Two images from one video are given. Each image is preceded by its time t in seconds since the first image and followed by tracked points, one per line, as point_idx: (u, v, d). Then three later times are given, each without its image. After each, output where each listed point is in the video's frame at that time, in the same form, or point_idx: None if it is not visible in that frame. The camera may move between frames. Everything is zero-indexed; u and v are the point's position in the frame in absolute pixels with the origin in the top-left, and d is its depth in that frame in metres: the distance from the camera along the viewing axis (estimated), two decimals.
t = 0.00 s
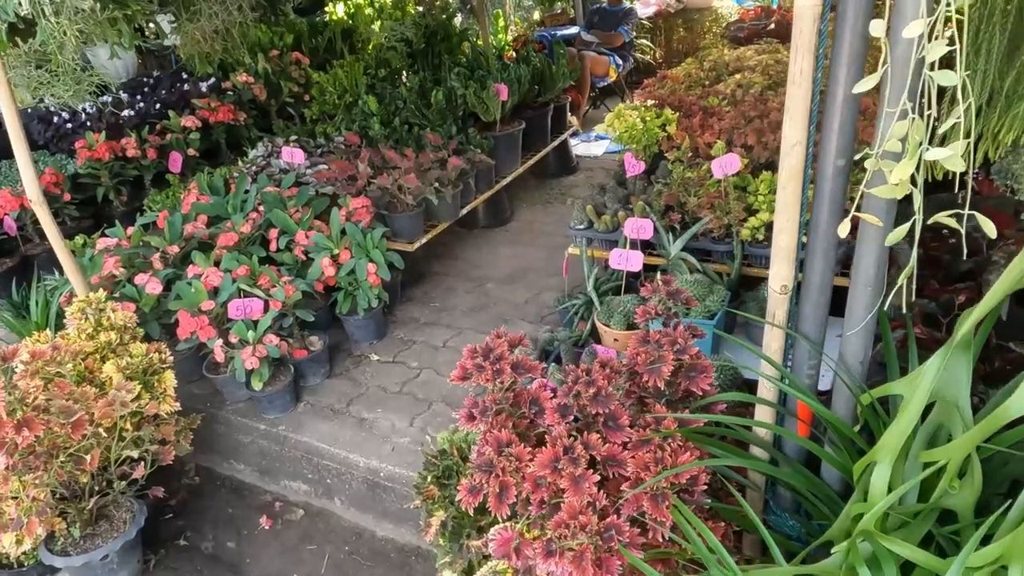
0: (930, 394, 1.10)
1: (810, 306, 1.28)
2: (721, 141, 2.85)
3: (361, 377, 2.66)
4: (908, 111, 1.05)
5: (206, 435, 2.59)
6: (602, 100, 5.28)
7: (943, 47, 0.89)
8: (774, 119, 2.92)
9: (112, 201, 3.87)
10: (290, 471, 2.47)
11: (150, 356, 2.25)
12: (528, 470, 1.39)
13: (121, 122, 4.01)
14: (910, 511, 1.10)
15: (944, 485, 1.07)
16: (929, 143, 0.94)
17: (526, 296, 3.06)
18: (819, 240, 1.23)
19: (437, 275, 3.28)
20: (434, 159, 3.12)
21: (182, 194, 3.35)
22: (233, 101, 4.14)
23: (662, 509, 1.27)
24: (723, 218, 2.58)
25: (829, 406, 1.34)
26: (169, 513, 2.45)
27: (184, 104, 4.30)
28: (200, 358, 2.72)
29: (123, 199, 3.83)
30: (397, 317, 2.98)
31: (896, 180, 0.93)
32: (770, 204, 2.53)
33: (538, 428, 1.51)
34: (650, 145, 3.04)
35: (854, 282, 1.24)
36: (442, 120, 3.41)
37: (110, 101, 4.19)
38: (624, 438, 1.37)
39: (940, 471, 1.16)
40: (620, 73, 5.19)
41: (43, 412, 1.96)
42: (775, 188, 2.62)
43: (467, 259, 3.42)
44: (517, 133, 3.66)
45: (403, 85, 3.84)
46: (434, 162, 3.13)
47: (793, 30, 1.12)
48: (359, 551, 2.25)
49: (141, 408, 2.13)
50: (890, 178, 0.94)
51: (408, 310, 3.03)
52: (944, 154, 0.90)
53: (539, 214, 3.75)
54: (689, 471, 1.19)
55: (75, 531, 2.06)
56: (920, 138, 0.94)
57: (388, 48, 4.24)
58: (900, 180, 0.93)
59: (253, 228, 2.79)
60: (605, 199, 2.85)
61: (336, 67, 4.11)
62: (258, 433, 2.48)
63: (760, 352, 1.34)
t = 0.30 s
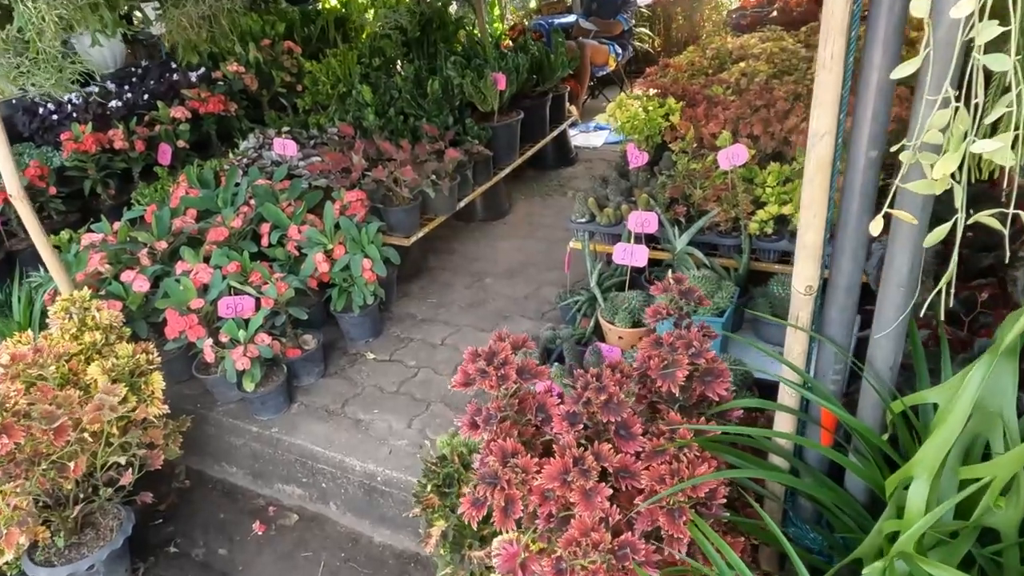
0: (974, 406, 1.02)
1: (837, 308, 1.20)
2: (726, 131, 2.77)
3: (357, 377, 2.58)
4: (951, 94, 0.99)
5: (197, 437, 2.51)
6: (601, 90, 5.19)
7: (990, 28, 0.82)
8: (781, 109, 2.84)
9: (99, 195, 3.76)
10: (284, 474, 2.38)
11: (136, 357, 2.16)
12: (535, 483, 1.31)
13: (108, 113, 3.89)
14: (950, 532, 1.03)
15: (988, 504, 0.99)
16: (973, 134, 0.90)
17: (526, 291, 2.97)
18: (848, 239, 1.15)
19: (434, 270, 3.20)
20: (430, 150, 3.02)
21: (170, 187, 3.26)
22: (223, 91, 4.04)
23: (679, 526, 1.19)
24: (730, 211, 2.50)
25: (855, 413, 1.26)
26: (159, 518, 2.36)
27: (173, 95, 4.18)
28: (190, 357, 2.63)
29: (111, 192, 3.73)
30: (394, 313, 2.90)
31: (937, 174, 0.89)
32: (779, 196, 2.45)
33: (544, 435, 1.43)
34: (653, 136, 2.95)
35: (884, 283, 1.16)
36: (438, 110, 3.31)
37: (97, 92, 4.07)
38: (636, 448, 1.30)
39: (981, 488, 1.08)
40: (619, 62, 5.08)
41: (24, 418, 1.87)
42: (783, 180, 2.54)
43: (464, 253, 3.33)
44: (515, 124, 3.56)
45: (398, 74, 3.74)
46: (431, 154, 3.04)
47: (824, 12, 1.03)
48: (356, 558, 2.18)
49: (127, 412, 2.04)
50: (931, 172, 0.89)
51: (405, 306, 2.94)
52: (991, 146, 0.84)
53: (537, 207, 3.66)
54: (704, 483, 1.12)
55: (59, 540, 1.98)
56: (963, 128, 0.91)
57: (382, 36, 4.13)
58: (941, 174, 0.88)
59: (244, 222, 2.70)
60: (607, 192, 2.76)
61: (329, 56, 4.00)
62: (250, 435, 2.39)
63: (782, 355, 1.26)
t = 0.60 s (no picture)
0: None
1: (869, 315, 1.10)
2: (731, 118, 2.65)
3: (348, 377, 2.46)
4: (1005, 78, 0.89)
5: (180, 440, 2.40)
6: (597, 76, 5.06)
7: None
8: (787, 95, 2.73)
9: (80, 186, 3.62)
10: (271, 481, 2.28)
11: (113, 359, 2.05)
12: (540, 503, 1.21)
13: (88, 101, 3.71)
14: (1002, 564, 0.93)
15: None
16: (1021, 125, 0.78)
17: (524, 286, 2.86)
18: (883, 238, 1.05)
19: (427, 264, 3.08)
20: (423, 139, 2.90)
21: (152, 178, 3.13)
22: (208, 78, 3.89)
23: (698, 553, 1.10)
24: (737, 202, 2.39)
25: (888, 428, 1.16)
26: (141, 526, 2.26)
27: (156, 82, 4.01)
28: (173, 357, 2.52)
29: (92, 183, 3.60)
30: (386, 310, 2.78)
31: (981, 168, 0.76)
32: (788, 186, 2.34)
33: (548, 449, 1.33)
34: (654, 123, 2.83)
35: (923, 287, 1.06)
36: (431, 97, 3.19)
37: (76, 79, 3.91)
38: (649, 465, 1.20)
39: None
40: (616, 47, 4.95)
41: None
42: (792, 170, 2.43)
43: (459, 245, 3.22)
44: (511, 111, 3.44)
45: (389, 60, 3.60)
46: (423, 143, 2.91)
47: None
48: (347, 569, 2.08)
49: (102, 419, 1.93)
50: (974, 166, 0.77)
51: (397, 302, 2.82)
52: None
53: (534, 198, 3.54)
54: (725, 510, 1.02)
55: (33, 555, 1.87)
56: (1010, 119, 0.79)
57: (372, 20, 3.98)
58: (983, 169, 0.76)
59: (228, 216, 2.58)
60: (607, 182, 2.65)
61: (317, 41, 3.85)
62: (235, 440, 2.28)
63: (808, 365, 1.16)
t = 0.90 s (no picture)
0: None
1: (890, 307, 1.03)
2: (731, 102, 2.56)
3: (338, 370, 2.39)
4: None
5: (164, 436, 2.32)
6: (591, 61, 4.96)
7: None
8: (788, 78, 2.65)
9: (61, 175, 3.52)
10: (259, 478, 2.21)
11: (92, 354, 1.97)
12: (540, 507, 1.14)
13: (69, 88, 3.56)
14: None
15: None
16: None
17: (518, 276, 2.79)
18: (906, 225, 0.98)
19: (419, 253, 3.00)
20: (414, 124, 2.82)
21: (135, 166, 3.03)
22: (193, 63, 3.78)
23: (708, 561, 1.03)
24: (738, 189, 2.32)
25: (907, 426, 1.10)
26: (125, 526, 2.19)
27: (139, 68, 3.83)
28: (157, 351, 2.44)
29: (74, 171, 3.50)
30: (376, 301, 2.71)
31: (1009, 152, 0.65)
32: (790, 172, 2.27)
33: (547, 449, 1.26)
34: (651, 108, 2.72)
35: (949, 278, 0.99)
36: (422, 81, 3.10)
37: (58, 65, 3.74)
38: (654, 467, 1.13)
39: None
40: (611, 31, 4.85)
41: None
42: (794, 155, 2.36)
43: (451, 234, 3.14)
44: (503, 96, 3.35)
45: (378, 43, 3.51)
46: (414, 129, 2.83)
47: None
48: (338, 569, 2.01)
49: (81, 417, 1.85)
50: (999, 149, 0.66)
51: (388, 293, 2.75)
52: None
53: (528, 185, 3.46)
54: (735, 517, 0.96)
55: (9, 559, 1.79)
56: None
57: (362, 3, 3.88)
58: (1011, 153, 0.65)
59: (213, 204, 2.50)
60: (603, 168, 2.57)
61: (305, 25, 3.74)
62: (221, 436, 2.21)
63: (823, 360, 1.10)
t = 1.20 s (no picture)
0: None
1: (898, 288, 0.99)
2: (724, 82, 2.50)
3: (323, 358, 2.33)
4: None
5: (144, 428, 2.25)
6: (579, 42, 4.88)
7: None
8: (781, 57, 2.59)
9: (36, 160, 3.42)
10: (242, 469, 2.15)
11: (66, 345, 1.90)
12: (532, 499, 1.09)
13: (42, 70, 3.43)
14: None
15: None
16: None
17: (507, 260, 2.73)
18: (915, 202, 0.94)
19: (405, 238, 2.94)
20: (398, 106, 2.74)
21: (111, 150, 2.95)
22: (172, 45, 3.67)
23: (708, 555, 0.99)
24: (731, 169, 2.27)
25: (913, 411, 1.06)
26: (105, 520, 2.13)
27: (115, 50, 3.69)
28: (136, 340, 2.37)
29: (50, 156, 3.41)
30: (362, 287, 2.64)
31: None
32: (784, 152, 2.22)
33: (539, 438, 1.21)
34: (642, 88, 2.66)
35: (961, 258, 0.95)
36: (406, 62, 3.01)
37: (30, 47, 3.63)
38: (651, 456, 1.09)
39: None
40: (599, 12, 4.77)
41: None
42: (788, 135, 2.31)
43: (438, 218, 3.07)
44: (490, 77, 3.27)
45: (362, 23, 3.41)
46: (399, 110, 2.76)
47: None
48: (324, 562, 1.96)
49: (55, 410, 1.79)
50: None
51: (374, 279, 2.68)
52: None
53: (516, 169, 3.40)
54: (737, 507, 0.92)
55: None
56: None
57: None
58: None
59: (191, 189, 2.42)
60: (593, 150, 2.51)
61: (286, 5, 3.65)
62: (203, 427, 2.14)
63: (827, 343, 1.06)
